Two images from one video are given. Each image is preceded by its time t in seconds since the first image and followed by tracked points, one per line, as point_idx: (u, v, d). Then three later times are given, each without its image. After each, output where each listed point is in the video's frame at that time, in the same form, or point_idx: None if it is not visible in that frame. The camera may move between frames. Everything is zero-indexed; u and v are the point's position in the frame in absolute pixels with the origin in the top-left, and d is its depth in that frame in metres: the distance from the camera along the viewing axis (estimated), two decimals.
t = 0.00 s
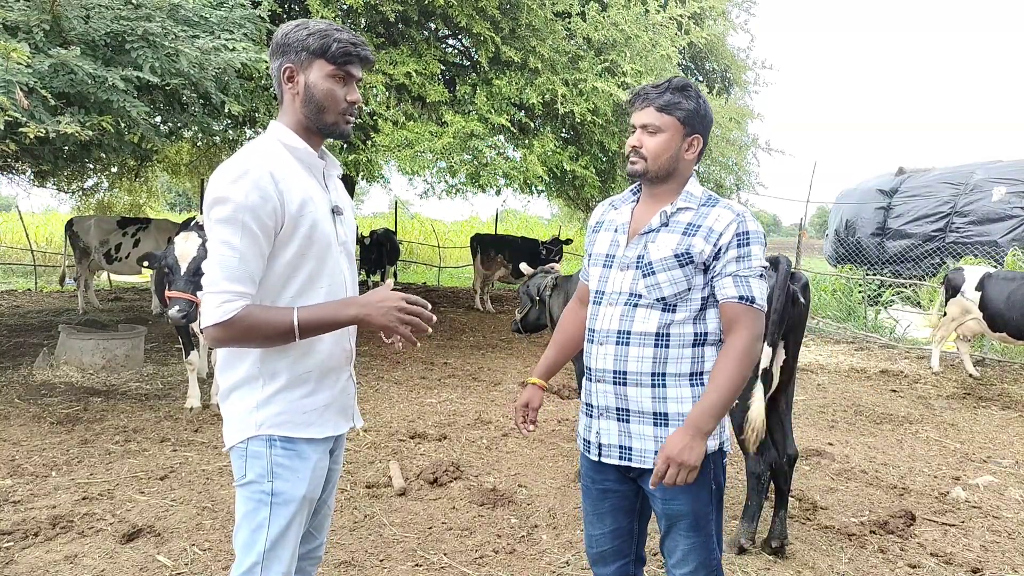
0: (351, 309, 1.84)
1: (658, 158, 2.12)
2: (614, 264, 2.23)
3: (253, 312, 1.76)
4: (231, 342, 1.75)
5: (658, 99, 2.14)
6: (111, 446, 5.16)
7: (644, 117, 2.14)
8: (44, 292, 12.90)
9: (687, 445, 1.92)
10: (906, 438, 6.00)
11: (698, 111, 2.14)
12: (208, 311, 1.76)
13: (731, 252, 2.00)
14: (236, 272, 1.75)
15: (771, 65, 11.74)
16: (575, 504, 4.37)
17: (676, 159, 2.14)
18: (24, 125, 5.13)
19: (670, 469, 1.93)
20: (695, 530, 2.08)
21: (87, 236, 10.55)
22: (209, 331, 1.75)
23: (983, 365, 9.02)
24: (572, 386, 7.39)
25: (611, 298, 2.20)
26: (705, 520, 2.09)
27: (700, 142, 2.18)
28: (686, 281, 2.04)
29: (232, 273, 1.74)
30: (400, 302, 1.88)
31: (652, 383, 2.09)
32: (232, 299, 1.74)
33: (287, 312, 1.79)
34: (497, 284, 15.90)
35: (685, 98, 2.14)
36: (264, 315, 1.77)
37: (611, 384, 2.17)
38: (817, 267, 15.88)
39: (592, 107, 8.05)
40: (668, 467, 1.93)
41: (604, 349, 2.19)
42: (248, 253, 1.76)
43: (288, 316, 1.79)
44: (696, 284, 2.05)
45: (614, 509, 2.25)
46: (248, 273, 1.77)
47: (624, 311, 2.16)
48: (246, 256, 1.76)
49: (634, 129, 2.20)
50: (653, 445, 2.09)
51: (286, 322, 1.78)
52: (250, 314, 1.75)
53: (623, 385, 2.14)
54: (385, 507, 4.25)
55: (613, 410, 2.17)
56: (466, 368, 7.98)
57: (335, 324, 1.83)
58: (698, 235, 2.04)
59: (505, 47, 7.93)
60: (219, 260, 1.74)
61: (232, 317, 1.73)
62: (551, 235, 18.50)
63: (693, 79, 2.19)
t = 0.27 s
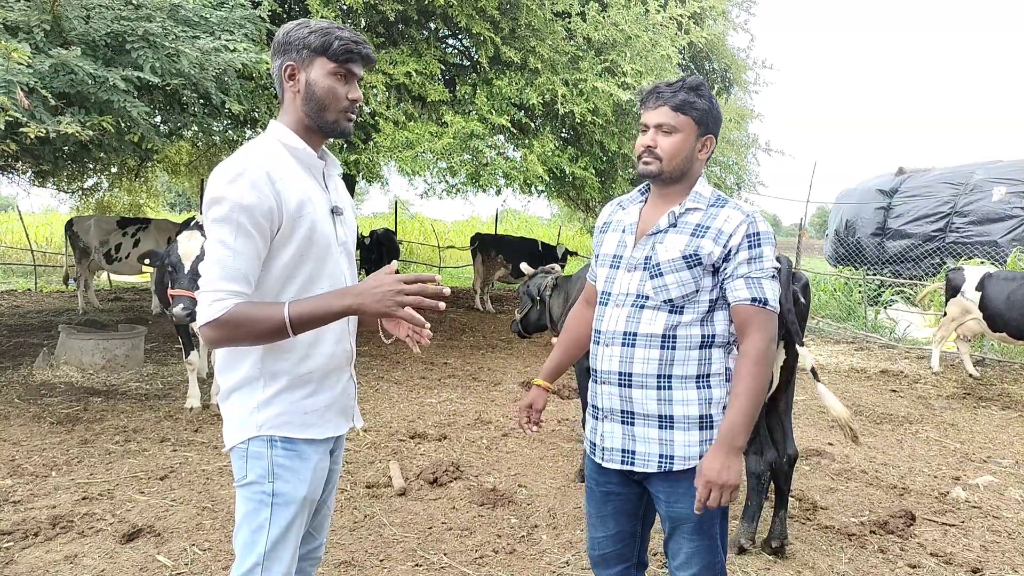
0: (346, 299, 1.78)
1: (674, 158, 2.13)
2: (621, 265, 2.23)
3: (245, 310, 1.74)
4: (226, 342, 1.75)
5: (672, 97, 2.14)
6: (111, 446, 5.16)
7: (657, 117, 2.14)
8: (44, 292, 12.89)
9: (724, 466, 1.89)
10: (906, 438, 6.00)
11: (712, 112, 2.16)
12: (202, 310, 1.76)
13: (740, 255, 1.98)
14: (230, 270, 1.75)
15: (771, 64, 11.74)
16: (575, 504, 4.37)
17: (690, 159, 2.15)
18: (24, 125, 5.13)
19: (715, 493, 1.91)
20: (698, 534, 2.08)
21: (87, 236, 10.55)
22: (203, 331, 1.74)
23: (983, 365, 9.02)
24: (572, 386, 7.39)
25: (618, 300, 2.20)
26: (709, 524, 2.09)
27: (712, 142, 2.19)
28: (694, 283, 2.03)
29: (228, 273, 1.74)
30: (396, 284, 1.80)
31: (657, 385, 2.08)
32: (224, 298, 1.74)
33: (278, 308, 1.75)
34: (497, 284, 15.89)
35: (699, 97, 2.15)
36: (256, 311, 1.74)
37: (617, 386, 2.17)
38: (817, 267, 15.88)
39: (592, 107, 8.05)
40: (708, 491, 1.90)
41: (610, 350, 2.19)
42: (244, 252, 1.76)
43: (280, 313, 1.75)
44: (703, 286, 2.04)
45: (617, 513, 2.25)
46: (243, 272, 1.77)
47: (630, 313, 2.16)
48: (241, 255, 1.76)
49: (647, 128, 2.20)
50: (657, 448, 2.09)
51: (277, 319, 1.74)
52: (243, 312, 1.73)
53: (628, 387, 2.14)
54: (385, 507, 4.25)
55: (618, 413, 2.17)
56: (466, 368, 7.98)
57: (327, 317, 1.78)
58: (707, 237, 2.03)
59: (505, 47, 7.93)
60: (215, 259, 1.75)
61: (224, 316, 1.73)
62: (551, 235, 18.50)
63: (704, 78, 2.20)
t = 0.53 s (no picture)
0: (349, 297, 1.75)
1: (690, 158, 2.13)
2: (630, 266, 2.22)
3: (250, 309, 1.73)
4: (235, 343, 1.76)
5: (689, 96, 2.14)
6: (111, 446, 5.16)
7: (674, 116, 2.14)
8: (44, 292, 12.89)
9: (809, 487, 1.92)
10: (905, 438, 6.00)
11: (728, 112, 2.17)
12: (208, 311, 1.76)
13: (752, 258, 1.97)
14: (233, 269, 1.74)
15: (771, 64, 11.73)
16: (575, 504, 4.37)
17: (705, 160, 2.15)
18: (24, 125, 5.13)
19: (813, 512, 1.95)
20: (706, 539, 2.07)
21: (87, 236, 10.55)
22: (212, 333, 1.75)
23: (983, 365, 9.02)
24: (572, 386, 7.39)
25: (627, 301, 2.19)
26: (718, 529, 2.07)
27: (728, 142, 2.20)
28: (703, 286, 2.02)
29: (230, 273, 1.74)
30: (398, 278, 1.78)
31: (665, 388, 2.08)
32: (228, 297, 1.74)
33: (282, 308, 1.74)
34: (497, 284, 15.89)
35: (716, 96, 2.16)
36: (259, 310, 1.74)
37: (625, 389, 2.17)
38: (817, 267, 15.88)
39: (592, 107, 8.05)
40: (808, 515, 1.94)
41: (618, 352, 2.18)
42: (246, 250, 1.76)
43: (285, 313, 1.74)
44: (713, 289, 2.03)
45: (626, 517, 2.24)
46: (247, 271, 1.77)
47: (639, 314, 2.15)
48: (243, 253, 1.75)
49: (661, 127, 2.20)
50: (665, 452, 2.08)
51: (282, 318, 1.74)
52: (249, 312, 1.73)
53: (636, 390, 2.14)
54: (385, 507, 4.24)
55: (627, 415, 2.17)
56: (466, 368, 7.98)
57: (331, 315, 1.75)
58: (717, 239, 2.02)
59: (505, 47, 7.93)
60: (217, 259, 1.74)
61: (229, 316, 1.73)
62: (551, 235, 18.50)
63: (720, 78, 2.21)
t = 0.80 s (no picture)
0: (357, 264, 1.71)
1: (697, 158, 2.11)
2: (647, 269, 2.20)
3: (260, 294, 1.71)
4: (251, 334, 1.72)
5: (698, 95, 2.12)
6: (111, 446, 5.16)
7: (683, 116, 2.12)
8: (44, 292, 12.90)
9: (791, 495, 1.87)
10: (905, 438, 5.99)
11: (741, 110, 2.13)
12: (221, 304, 1.74)
13: (768, 259, 1.92)
14: (246, 259, 1.73)
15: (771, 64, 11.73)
16: (575, 504, 4.37)
17: (715, 160, 2.12)
18: (25, 126, 5.13)
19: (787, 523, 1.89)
20: (721, 546, 2.04)
21: (87, 236, 10.56)
22: (230, 327, 1.72)
23: (983, 365, 9.02)
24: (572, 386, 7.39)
25: (644, 305, 2.17)
26: (733, 537, 2.05)
27: (741, 143, 2.16)
28: (721, 288, 1.99)
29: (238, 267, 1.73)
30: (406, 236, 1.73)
31: (685, 394, 2.06)
32: (239, 287, 1.72)
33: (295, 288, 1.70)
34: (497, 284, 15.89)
35: (729, 96, 2.12)
36: (270, 295, 1.70)
37: (643, 395, 2.15)
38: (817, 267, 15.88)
39: (592, 106, 8.05)
40: (783, 524, 1.88)
41: (636, 358, 2.16)
42: (254, 242, 1.75)
43: (297, 292, 1.70)
44: (732, 292, 2.00)
45: (637, 521, 2.23)
46: (259, 261, 1.75)
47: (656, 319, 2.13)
48: (252, 245, 1.75)
49: (672, 126, 2.18)
50: (686, 459, 2.06)
51: (296, 298, 1.69)
52: (262, 298, 1.70)
53: (656, 396, 2.12)
54: (385, 507, 4.25)
55: (646, 422, 2.15)
56: (466, 368, 7.98)
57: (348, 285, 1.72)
58: (735, 241, 1.99)
59: (505, 47, 7.93)
60: (229, 251, 1.73)
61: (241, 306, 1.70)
62: (551, 235, 18.52)
63: (735, 76, 2.17)
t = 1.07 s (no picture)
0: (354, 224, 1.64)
1: (700, 157, 2.09)
2: (657, 271, 2.20)
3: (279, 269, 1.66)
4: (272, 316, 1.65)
5: (701, 94, 2.11)
6: (111, 446, 5.16)
7: (685, 115, 2.11)
8: (44, 292, 12.90)
9: (735, 486, 1.83)
10: (905, 438, 5.99)
11: (742, 106, 2.09)
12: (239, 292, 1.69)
13: (772, 259, 1.90)
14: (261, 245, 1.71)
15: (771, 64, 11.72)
16: (575, 504, 4.37)
17: (719, 154, 2.09)
18: (24, 126, 5.13)
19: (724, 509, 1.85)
20: (726, 548, 2.03)
21: (87, 235, 10.55)
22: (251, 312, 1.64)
23: (983, 365, 9.02)
24: (573, 386, 7.39)
25: (653, 307, 2.17)
26: (738, 539, 2.04)
27: (745, 136, 2.12)
28: (728, 290, 1.98)
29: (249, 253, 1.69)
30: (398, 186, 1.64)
31: (692, 397, 2.05)
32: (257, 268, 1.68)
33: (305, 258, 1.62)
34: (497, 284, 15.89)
35: (728, 91, 2.10)
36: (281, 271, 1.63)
37: (651, 397, 2.15)
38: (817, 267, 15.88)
39: (592, 106, 8.05)
40: (719, 510, 1.85)
41: (645, 360, 2.17)
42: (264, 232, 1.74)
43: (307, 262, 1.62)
44: (739, 294, 1.99)
45: (643, 521, 2.22)
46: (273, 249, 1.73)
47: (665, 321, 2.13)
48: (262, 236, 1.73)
49: (677, 126, 2.17)
50: (692, 462, 2.05)
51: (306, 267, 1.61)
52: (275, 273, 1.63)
53: (663, 399, 2.12)
54: (385, 507, 4.25)
55: (654, 424, 2.16)
56: (466, 368, 7.98)
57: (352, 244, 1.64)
58: (741, 241, 1.98)
59: (505, 47, 7.92)
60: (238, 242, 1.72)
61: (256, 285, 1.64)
62: (551, 235, 18.52)
63: (734, 71, 2.15)
